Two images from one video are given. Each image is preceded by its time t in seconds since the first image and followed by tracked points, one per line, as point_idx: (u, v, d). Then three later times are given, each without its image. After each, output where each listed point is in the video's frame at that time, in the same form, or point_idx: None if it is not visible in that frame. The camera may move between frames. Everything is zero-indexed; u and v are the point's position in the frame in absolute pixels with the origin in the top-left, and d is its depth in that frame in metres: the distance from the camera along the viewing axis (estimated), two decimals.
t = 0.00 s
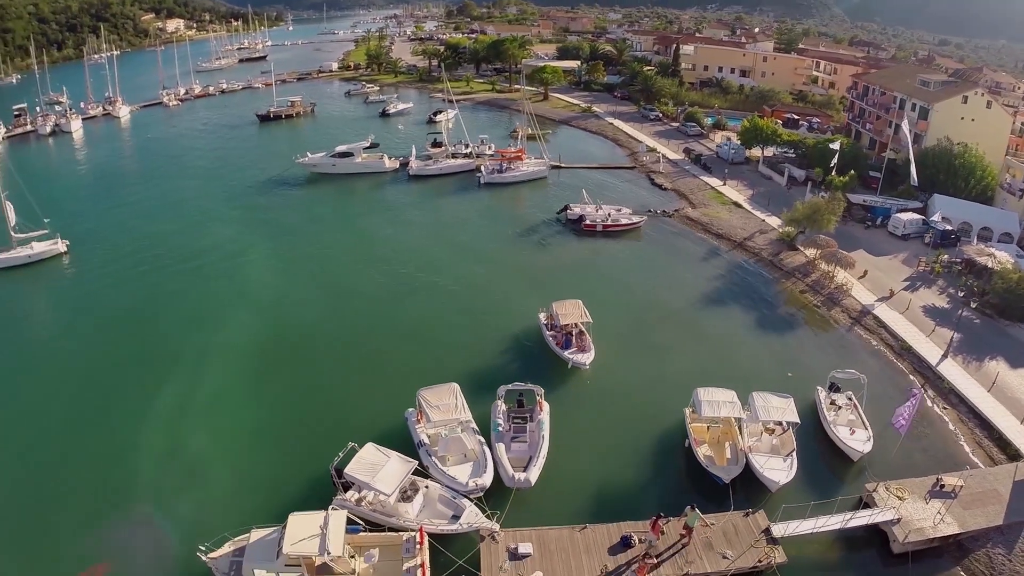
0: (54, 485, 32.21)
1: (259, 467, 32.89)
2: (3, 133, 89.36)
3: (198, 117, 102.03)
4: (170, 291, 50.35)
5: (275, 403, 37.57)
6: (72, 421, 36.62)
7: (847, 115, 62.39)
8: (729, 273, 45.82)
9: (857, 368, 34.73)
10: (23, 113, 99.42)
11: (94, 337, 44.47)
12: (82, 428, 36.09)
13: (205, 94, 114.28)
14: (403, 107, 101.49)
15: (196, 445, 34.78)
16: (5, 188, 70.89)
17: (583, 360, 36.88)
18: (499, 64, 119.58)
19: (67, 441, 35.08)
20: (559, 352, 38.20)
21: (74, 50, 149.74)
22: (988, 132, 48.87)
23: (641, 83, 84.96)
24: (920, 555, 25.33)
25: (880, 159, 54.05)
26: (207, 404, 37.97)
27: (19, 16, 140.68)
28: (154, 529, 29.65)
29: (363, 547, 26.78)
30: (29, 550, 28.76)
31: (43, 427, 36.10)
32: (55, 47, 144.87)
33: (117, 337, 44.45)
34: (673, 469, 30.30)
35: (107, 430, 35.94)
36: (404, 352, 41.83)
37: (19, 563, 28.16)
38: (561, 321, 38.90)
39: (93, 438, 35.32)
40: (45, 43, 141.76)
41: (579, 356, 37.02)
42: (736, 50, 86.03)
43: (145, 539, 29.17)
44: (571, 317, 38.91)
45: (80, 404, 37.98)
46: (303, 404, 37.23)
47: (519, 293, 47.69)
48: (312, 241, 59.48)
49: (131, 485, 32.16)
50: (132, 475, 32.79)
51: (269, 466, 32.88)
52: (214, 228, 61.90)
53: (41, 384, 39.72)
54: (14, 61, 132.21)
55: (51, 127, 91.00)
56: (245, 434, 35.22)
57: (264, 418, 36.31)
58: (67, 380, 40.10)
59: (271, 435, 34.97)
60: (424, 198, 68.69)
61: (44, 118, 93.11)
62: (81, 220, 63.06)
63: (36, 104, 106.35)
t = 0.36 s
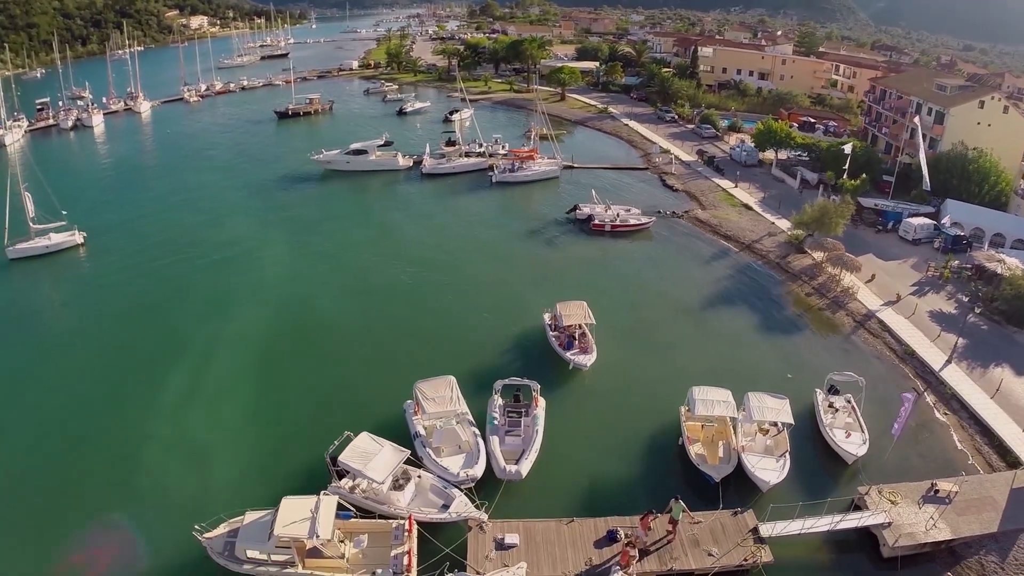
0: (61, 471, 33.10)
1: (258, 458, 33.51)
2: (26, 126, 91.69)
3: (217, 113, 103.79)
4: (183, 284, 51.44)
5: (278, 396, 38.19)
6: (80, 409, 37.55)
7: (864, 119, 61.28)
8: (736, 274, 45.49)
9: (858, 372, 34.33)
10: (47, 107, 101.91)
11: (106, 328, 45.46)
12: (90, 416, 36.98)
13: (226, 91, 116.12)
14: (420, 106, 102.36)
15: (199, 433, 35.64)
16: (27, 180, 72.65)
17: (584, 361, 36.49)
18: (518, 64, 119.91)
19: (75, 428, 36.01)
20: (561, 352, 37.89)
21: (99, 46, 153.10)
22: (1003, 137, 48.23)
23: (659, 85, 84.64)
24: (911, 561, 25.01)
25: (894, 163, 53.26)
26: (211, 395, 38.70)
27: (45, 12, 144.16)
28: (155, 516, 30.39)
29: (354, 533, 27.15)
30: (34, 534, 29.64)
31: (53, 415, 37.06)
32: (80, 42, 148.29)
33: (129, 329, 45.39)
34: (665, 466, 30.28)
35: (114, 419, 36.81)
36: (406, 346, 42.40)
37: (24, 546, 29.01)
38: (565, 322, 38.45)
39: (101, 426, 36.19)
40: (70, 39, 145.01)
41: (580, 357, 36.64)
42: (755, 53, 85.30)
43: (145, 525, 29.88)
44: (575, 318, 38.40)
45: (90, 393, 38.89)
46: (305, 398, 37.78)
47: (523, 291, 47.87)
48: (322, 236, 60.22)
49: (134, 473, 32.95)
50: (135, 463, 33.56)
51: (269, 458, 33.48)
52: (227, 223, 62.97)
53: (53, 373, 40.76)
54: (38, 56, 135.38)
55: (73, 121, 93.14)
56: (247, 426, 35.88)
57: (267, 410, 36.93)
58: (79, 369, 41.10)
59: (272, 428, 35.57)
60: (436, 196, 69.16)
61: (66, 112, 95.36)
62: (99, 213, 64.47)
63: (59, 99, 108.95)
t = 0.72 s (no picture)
0: (65, 455, 33.71)
1: (258, 446, 33.92)
2: (48, 120, 93.78)
3: (237, 110, 105.33)
4: (195, 277, 52.32)
5: (280, 387, 38.63)
6: (88, 397, 38.23)
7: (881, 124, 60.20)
8: (743, 276, 45.04)
9: (860, 376, 33.87)
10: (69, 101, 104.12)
11: (118, 319, 46.30)
12: (97, 403, 37.63)
13: (246, 88, 117.80)
14: (437, 106, 103.01)
15: (201, 420, 36.28)
16: (48, 173, 74.33)
17: (585, 363, 36.17)
18: (536, 65, 120.02)
19: (81, 415, 36.66)
20: (563, 353, 37.68)
21: (123, 43, 156.23)
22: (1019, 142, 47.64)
23: (675, 87, 84.11)
24: (904, 567, 24.68)
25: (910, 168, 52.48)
26: (216, 386, 39.22)
27: (69, 8, 147.30)
28: (154, 500, 30.82)
29: (346, 519, 27.47)
30: (35, 515, 30.18)
31: (61, 402, 37.76)
32: (104, 38, 151.37)
33: (140, 320, 46.30)
34: (659, 465, 30.14)
35: (119, 406, 37.40)
36: (409, 341, 42.73)
37: (26, 526, 29.58)
38: (568, 324, 38.19)
39: (107, 413, 36.83)
40: (94, 34, 147.98)
41: (581, 359, 36.40)
42: (774, 56, 84.44)
43: (143, 509, 30.31)
44: (578, 320, 38.12)
45: (98, 382, 39.59)
46: (307, 390, 38.19)
47: (528, 290, 47.95)
48: (333, 233, 60.87)
49: (136, 458, 33.47)
50: (138, 449, 34.06)
51: (268, 447, 33.88)
52: (240, 218, 63.89)
53: (64, 362, 41.55)
54: (61, 51, 138.29)
55: (94, 116, 95.17)
56: (248, 415, 36.30)
57: (269, 400, 37.37)
58: (89, 359, 41.88)
59: (273, 418, 36.00)
60: (447, 195, 69.49)
61: (88, 107, 97.40)
62: (116, 207, 65.82)
63: (81, 93, 111.21)
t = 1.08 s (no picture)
0: (71, 443, 34.17)
1: (259, 436, 34.32)
2: (70, 115, 95.78)
3: (255, 107, 106.75)
4: (205, 271, 53.04)
5: (284, 378, 39.13)
6: (95, 386, 38.71)
7: (898, 129, 59.30)
8: (751, 278, 44.46)
9: (864, 381, 33.35)
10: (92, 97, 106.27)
11: (128, 311, 46.91)
12: (103, 394, 38.06)
13: (266, 86, 119.40)
14: (454, 105, 103.50)
15: (206, 408, 36.91)
16: (68, 167, 75.88)
17: (587, 365, 35.73)
18: (554, 66, 119.95)
19: (88, 404, 37.14)
20: (567, 353, 37.26)
21: (148, 40, 159.27)
22: None
23: (692, 89, 83.21)
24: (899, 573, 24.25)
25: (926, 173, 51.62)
26: (220, 378, 39.58)
27: (94, 5, 150.46)
28: (155, 488, 31.21)
29: (339, 507, 27.78)
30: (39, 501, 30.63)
31: (69, 392, 38.24)
32: (128, 34, 154.39)
33: (152, 310, 47.16)
34: (654, 463, 30.00)
35: (124, 397, 37.84)
36: (412, 336, 43.02)
37: (29, 511, 30.04)
38: (571, 325, 37.92)
39: (113, 403, 37.27)
40: (117, 31, 151.09)
41: (584, 360, 35.92)
42: (793, 59, 83.44)
43: (143, 497, 30.68)
44: (581, 321, 37.79)
45: (105, 372, 40.05)
46: (310, 383, 38.53)
47: (534, 289, 47.99)
48: (343, 230, 61.35)
49: (139, 447, 33.86)
50: (141, 439, 34.44)
51: (270, 437, 34.27)
52: (253, 214, 64.69)
53: (74, 351, 42.21)
54: (85, 46, 141.22)
55: (115, 111, 97.09)
56: (251, 407, 36.64)
57: (272, 392, 37.73)
58: (98, 349, 42.41)
59: (276, 409, 36.36)
60: (458, 193, 69.69)
61: (109, 102, 99.33)
62: (133, 201, 67.01)
63: (103, 89, 113.36)
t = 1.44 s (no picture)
0: (75, 435, 34.56)
1: (260, 426, 34.76)
2: (91, 110, 97.62)
3: (273, 104, 108.06)
4: (215, 264, 53.77)
5: (288, 369, 39.58)
6: (101, 378, 39.12)
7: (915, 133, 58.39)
8: (758, 280, 43.95)
9: (867, 385, 32.90)
10: (113, 92, 108.31)
11: (140, 301, 47.79)
12: (110, 385, 38.50)
13: (285, 83, 120.93)
14: (471, 104, 103.82)
15: (210, 397, 37.47)
16: (86, 162, 77.28)
17: (587, 366, 35.25)
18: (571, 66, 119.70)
19: (94, 396, 37.58)
20: (570, 354, 36.69)
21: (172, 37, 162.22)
22: None
23: (708, 90, 82.28)
24: None
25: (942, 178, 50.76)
26: (224, 370, 39.95)
27: (117, 2, 153.55)
28: (156, 477, 31.58)
29: (332, 494, 28.08)
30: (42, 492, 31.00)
31: (75, 384, 38.71)
32: (151, 30, 157.30)
33: (163, 301, 48.01)
34: (649, 461, 29.84)
35: (129, 388, 38.26)
36: (416, 330, 43.23)
37: (33, 500, 30.44)
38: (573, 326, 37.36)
39: (118, 396, 37.63)
40: (140, 28, 154.02)
41: (585, 362, 35.42)
42: (811, 61, 82.46)
43: (144, 486, 31.00)
44: (583, 323, 37.22)
45: (112, 365, 40.49)
46: (312, 375, 38.93)
47: (540, 286, 47.93)
48: (353, 226, 61.78)
49: (142, 438, 34.24)
50: (143, 430, 34.80)
51: (270, 427, 34.67)
52: (265, 210, 65.41)
53: (86, 339, 43.14)
54: (108, 42, 143.97)
55: (135, 107, 98.84)
56: (254, 399, 37.02)
57: (275, 384, 38.16)
58: (105, 342, 42.83)
59: (278, 401, 36.75)
60: (469, 192, 69.78)
61: (130, 98, 101.10)
62: (149, 195, 68.13)
63: (124, 84, 115.42)
